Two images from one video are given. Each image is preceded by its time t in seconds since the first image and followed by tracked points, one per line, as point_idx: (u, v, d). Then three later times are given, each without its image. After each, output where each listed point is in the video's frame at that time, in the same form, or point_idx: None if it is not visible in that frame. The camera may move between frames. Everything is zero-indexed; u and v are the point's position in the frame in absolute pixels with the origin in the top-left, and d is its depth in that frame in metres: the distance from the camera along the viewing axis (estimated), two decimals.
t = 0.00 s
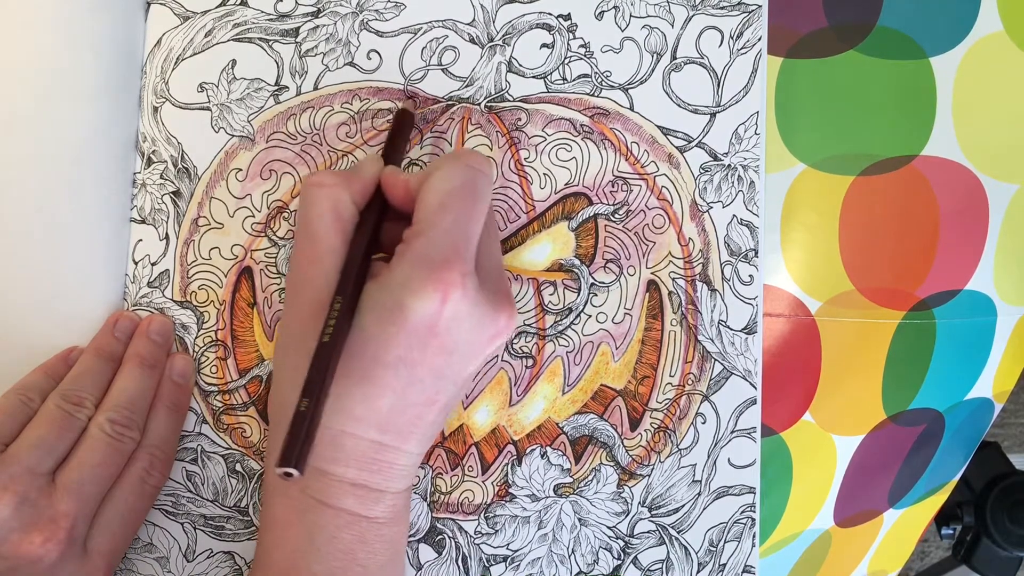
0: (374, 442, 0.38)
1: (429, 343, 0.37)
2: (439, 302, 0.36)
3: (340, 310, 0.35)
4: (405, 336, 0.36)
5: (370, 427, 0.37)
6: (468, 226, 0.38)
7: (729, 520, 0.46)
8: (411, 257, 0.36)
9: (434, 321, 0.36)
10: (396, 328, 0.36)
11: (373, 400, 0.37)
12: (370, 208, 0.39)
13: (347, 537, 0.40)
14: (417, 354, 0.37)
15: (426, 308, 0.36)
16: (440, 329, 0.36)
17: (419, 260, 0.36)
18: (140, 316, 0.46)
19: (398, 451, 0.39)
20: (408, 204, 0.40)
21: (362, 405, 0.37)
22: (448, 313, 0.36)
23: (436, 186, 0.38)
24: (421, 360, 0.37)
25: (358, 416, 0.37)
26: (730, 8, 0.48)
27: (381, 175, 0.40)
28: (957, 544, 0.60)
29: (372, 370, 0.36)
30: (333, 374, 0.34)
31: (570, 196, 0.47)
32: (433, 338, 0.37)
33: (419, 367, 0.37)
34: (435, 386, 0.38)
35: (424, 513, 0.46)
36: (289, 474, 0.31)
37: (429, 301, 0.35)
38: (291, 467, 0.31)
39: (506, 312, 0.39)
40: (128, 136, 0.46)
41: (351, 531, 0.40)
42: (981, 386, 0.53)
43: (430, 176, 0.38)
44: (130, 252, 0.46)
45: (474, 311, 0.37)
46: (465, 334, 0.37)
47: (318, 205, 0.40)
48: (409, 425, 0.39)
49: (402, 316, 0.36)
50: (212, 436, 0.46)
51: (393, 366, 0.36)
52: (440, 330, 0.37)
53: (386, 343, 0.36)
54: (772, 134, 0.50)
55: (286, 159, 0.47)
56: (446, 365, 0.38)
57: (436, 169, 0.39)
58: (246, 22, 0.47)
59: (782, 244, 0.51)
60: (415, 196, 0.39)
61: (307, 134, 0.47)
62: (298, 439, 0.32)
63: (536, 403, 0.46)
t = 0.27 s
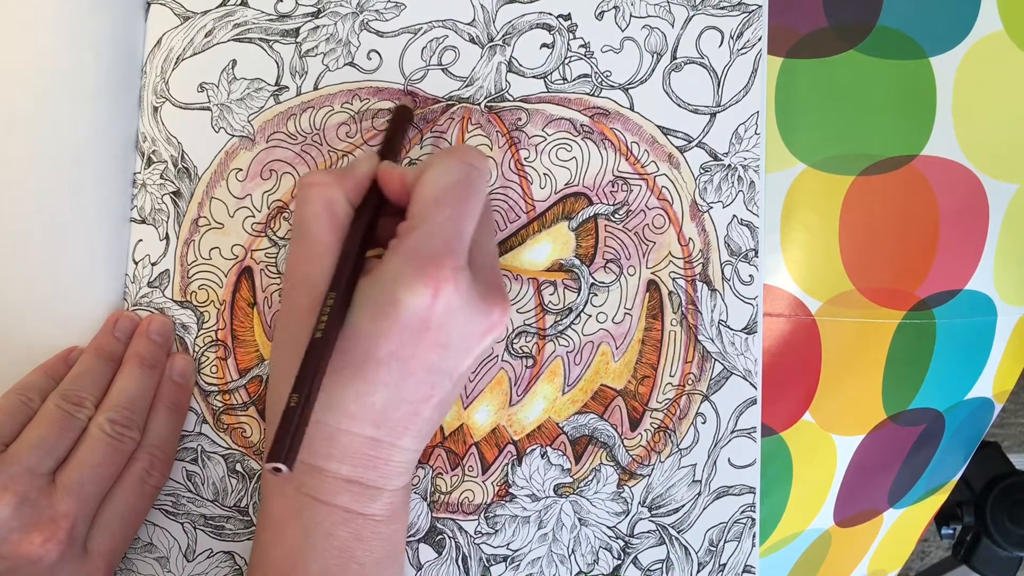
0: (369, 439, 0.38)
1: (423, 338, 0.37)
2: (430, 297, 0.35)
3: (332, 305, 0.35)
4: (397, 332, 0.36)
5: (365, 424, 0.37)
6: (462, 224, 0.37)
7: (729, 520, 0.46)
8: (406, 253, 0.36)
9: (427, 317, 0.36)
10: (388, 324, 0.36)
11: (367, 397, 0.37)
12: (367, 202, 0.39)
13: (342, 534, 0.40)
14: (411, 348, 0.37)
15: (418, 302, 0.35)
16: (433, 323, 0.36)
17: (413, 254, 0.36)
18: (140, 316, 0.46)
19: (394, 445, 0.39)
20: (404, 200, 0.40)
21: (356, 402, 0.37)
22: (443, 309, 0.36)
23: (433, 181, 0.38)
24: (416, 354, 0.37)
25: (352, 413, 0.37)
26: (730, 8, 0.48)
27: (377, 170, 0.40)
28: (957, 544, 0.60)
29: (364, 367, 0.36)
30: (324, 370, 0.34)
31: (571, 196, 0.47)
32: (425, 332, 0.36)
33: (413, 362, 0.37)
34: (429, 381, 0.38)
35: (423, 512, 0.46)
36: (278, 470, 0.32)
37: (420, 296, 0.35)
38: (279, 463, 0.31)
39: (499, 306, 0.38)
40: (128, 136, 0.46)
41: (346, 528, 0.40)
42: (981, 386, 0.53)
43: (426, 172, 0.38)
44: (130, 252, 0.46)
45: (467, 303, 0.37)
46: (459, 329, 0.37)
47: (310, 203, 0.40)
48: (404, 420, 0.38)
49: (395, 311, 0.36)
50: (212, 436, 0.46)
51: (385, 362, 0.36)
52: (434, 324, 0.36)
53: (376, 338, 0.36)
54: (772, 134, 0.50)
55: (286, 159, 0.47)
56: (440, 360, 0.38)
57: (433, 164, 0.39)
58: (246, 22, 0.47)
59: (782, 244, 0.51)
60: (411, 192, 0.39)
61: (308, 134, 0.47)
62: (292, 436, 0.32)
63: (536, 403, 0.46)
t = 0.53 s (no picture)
0: (369, 434, 0.38)
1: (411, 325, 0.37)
2: (414, 283, 0.36)
3: (321, 306, 0.36)
4: (386, 322, 0.36)
5: (363, 419, 0.38)
6: (435, 206, 0.38)
7: (729, 520, 0.46)
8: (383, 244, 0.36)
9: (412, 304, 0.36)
10: (376, 317, 0.36)
11: (363, 391, 0.37)
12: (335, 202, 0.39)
13: (346, 536, 0.40)
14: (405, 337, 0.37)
15: (402, 290, 0.36)
16: (420, 309, 0.37)
17: (389, 244, 0.36)
18: (140, 316, 0.46)
19: (393, 440, 0.39)
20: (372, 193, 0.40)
21: (353, 397, 0.37)
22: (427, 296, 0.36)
23: (398, 169, 0.37)
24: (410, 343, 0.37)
25: (348, 409, 0.37)
26: (730, 8, 0.48)
27: (341, 169, 0.40)
28: (957, 544, 0.60)
29: (359, 361, 0.37)
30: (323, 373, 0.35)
31: (571, 196, 0.47)
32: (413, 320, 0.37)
33: (404, 351, 0.37)
34: (422, 368, 0.38)
35: (423, 512, 0.46)
36: (294, 472, 0.33)
37: (403, 283, 0.36)
38: (296, 465, 0.33)
39: (483, 285, 0.39)
40: (128, 136, 0.46)
41: (349, 528, 0.40)
42: (981, 387, 0.53)
43: (390, 161, 0.38)
44: (130, 252, 0.46)
45: (451, 287, 0.37)
46: (445, 312, 0.38)
47: (290, 204, 0.40)
48: (403, 411, 0.39)
49: (380, 301, 0.36)
50: (212, 436, 0.46)
51: (379, 353, 0.37)
52: (421, 309, 0.37)
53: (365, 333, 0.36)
54: (772, 134, 0.50)
55: (286, 159, 0.47)
56: (430, 345, 0.38)
57: (396, 152, 0.38)
58: (246, 22, 0.47)
59: (782, 244, 0.51)
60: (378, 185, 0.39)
61: (308, 134, 0.47)
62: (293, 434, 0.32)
63: (536, 403, 0.46)
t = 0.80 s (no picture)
0: (371, 435, 0.38)
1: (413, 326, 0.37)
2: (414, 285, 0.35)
3: (318, 307, 0.36)
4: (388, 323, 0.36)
5: (365, 420, 0.38)
6: (436, 208, 0.37)
7: (729, 520, 0.46)
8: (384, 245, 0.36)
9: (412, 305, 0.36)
10: (377, 317, 0.36)
11: (365, 392, 0.37)
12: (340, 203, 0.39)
13: (349, 538, 0.40)
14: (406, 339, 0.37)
15: (403, 290, 0.35)
16: (421, 311, 0.36)
17: (391, 245, 0.36)
18: (140, 316, 0.46)
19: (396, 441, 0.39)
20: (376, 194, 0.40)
21: (355, 398, 0.37)
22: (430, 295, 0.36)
23: (402, 172, 0.37)
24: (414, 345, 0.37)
25: (350, 410, 0.37)
26: (730, 8, 0.48)
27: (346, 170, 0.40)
28: (957, 544, 0.60)
29: (361, 361, 0.37)
30: (319, 373, 0.35)
31: (571, 196, 0.47)
32: (415, 321, 0.36)
33: (406, 352, 0.37)
34: (424, 369, 0.38)
35: (423, 512, 0.46)
36: (287, 472, 0.33)
37: (405, 284, 0.35)
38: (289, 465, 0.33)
39: (485, 286, 0.38)
40: (128, 136, 0.46)
41: (352, 530, 0.40)
42: (981, 386, 0.53)
43: (396, 162, 0.38)
44: (130, 252, 0.46)
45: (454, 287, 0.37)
46: (446, 312, 0.37)
47: (293, 204, 0.40)
48: (404, 413, 0.39)
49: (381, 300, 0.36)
50: (212, 436, 0.46)
51: (381, 353, 0.37)
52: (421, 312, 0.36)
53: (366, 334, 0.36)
54: (772, 134, 0.50)
55: (286, 159, 0.47)
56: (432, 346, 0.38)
57: (401, 154, 0.38)
58: (246, 22, 0.47)
59: (781, 244, 0.51)
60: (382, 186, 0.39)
61: (308, 134, 0.47)
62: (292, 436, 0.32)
63: (536, 403, 0.46)
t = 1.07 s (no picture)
0: (371, 440, 0.38)
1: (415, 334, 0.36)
2: (417, 292, 0.35)
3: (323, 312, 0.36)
4: (391, 331, 0.36)
5: (367, 426, 0.37)
6: (439, 215, 0.37)
7: (729, 520, 0.46)
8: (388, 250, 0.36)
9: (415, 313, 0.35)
10: (380, 322, 0.35)
11: (366, 398, 0.37)
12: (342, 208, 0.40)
13: (350, 542, 0.40)
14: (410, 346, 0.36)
15: (404, 299, 0.35)
16: (424, 319, 0.36)
17: (394, 252, 0.36)
18: (140, 316, 0.46)
19: (397, 447, 0.39)
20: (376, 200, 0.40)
21: (357, 404, 0.37)
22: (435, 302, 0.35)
23: (405, 178, 0.38)
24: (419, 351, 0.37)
25: (352, 415, 0.37)
26: (730, 8, 0.48)
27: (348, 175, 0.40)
28: (957, 544, 0.60)
29: (364, 367, 0.36)
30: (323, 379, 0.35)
31: (571, 196, 0.47)
32: (417, 330, 0.36)
33: (409, 360, 0.37)
34: (427, 377, 0.38)
35: (424, 513, 0.46)
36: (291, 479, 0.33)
37: (407, 292, 0.35)
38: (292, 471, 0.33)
39: (487, 294, 0.38)
40: (128, 136, 0.46)
41: (352, 535, 0.40)
42: (981, 387, 0.53)
43: (398, 168, 0.38)
44: (130, 252, 0.46)
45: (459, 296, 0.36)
46: (450, 320, 0.36)
47: (295, 208, 0.40)
48: (405, 420, 0.38)
49: (383, 307, 0.35)
50: (212, 436, 0.46)
51: (382, 360, 0.36)
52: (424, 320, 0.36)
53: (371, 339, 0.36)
54: (772, 134, 0.50)
55: (286, 159, 0.47)
56: (434, 355, 0.37)
57: (404, 160, 0.38)
58: (246, 22, 0.47)
59: (781, 244, 0.51)
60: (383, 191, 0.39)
61: (308, 134, 0.47)
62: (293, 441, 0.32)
63: (536, 403, 0.46)
